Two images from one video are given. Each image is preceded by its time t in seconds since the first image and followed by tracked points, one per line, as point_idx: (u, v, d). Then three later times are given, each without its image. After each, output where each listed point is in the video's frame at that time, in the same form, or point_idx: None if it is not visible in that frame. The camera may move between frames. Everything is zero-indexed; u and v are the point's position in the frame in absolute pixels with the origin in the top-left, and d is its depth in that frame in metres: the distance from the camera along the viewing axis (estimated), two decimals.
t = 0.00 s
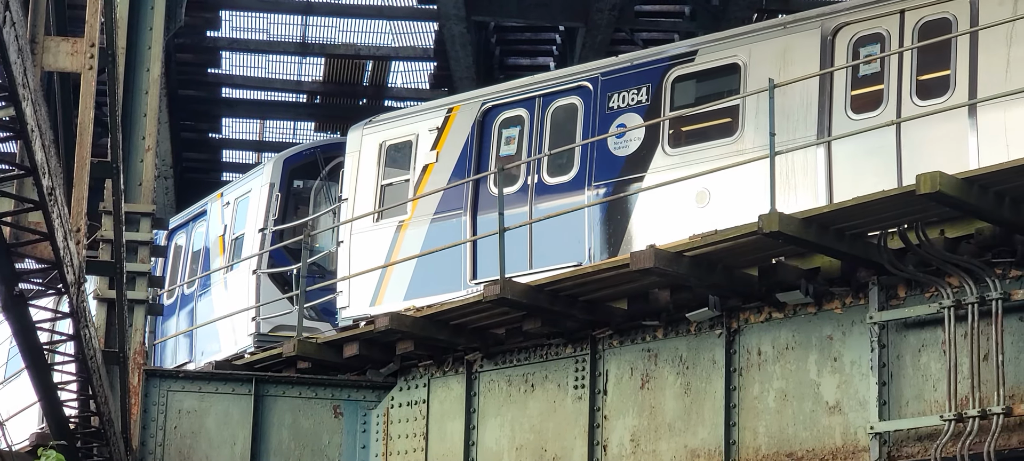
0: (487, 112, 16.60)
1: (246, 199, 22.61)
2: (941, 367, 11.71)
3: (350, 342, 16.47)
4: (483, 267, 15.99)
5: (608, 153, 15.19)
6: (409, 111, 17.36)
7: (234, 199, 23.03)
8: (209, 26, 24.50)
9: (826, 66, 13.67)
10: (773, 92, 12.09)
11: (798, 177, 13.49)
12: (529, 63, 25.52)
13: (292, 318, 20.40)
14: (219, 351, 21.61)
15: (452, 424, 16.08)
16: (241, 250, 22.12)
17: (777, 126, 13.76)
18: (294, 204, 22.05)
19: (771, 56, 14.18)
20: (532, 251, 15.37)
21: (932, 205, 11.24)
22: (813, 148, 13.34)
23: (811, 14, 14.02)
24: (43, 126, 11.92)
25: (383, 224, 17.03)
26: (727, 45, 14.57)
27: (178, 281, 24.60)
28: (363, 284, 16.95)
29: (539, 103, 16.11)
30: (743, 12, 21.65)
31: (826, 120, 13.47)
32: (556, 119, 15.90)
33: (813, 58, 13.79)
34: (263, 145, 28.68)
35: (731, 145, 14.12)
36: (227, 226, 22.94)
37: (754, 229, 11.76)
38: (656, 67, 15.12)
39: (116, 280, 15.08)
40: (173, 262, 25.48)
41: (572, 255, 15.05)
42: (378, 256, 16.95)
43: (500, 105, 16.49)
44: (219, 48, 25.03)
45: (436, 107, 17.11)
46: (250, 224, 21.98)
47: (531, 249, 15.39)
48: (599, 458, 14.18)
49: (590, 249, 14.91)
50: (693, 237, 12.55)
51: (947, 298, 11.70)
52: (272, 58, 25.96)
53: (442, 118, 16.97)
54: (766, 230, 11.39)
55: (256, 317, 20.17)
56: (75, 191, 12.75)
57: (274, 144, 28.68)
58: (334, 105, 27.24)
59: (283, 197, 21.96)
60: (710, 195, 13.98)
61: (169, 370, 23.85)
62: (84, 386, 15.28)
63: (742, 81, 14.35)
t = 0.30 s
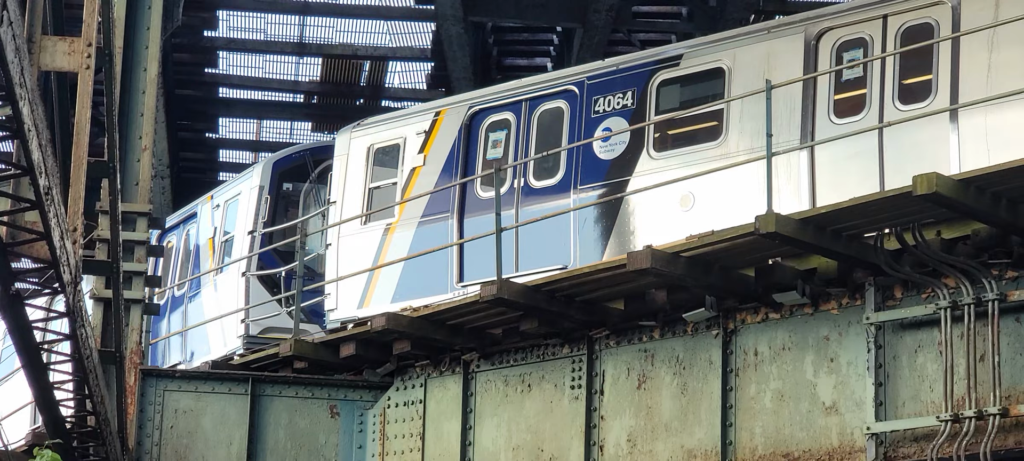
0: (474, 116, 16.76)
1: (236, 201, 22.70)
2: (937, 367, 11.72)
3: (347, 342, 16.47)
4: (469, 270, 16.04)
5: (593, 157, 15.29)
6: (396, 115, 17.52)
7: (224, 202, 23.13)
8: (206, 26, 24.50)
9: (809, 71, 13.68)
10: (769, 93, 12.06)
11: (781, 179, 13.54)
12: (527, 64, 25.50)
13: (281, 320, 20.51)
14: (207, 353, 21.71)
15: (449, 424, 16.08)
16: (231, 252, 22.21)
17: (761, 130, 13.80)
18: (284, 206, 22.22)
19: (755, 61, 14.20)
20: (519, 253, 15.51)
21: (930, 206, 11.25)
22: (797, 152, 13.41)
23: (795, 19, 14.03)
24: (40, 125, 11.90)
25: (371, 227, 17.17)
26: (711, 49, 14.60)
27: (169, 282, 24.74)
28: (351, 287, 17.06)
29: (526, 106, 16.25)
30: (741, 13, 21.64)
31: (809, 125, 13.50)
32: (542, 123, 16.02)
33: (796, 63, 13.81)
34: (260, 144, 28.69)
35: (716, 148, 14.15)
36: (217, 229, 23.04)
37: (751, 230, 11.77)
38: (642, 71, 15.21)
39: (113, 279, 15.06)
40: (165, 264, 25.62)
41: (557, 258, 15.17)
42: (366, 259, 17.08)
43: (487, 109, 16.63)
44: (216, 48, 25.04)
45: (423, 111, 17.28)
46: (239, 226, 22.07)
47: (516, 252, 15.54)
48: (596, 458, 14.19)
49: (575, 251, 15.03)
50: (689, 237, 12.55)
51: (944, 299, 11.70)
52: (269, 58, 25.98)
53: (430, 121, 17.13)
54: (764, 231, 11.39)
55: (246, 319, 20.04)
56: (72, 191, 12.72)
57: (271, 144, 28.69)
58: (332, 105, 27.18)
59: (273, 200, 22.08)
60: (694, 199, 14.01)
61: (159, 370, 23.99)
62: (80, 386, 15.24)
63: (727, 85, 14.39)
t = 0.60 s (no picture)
0: (462, 119, 16.80)
1: (226, 204, 22.76)
2: (934, 368, 11.73)
3: (344, 342, 16.46)
4: (456, 273, 16.07)
5: (579, 161, 15.37)
6: (384, 118, 17.51)
7: (215, 204, 23.20)
8: (204, 26, 24.51)
9: (793, 75, 13.85)
10: (768, 93, 12.05)
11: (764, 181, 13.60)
12: (525, 64, 25.51)
13: (271, 323, 20.56)
14: (198, 355, 21.84)
15: (446, 425, 16.08)
16: (222, 256, 22.32)
17: (746, 134, 13.96)
18: (274, 209, 22.23)
19: (739, 66, 14.32)
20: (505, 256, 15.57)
21: (927, 206, 11.27)
22: (779, 157, 13.51)
23: (778, 24, 14.18)
24: (38, 125, 11.88)
25: (359, 230, 17.20)
26: (697, 53, 14.71)
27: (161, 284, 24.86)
28: (339, 290, 17.10)
29: (513, 110, 16.30)
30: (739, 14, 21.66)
31: (793, 129, 13.66)
32: (529, 127, 16.08)
33: (780, 67, 13.96)
34: (257, 144, 28.70)
35: (701, 152, 14.25)
36: (208, 231, 23.12)
37: (748, 230, 11.78)
38: (628, 75, 15.31)
39: (110, 279, 15.05)
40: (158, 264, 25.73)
41: (543, 261, 15.20)
42: (354, 262, 17.12)
43: (474, 113, 16.68)
44: (213, 48, 25.07)
45: (411, 115, 17.29)
46: (230, 227, 22.17)
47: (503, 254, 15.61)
48: (593, 458, 14.19)
49: (561, 254, 15.05)
50: (688, 238, 12.56)
51: (941, 299, 11.71)
52: (267, 58, 25.93)
53: (418, 125, 17.14)
54: (761, 231, 11.39)
55: (235, 322, 20.30)
56: (70, 191, 12.71)
57: (269, 144, 28.68)
58: (330, 105, 27.12)
59: (263, 202, 22.11)
60: (679, 202, 14.13)
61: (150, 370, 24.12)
62: (77, 386, 15.25)
63: (711, 90, 14.50)
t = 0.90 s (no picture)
0: (451, 122, 16.83)
1: (219, 206, 22.79)
2: (933, 368, 11.73)
3: (343, 342, 16.46)
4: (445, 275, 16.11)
5: (568, 163, 15.43)
6: (375, 121, 17.55)
7: (208, 206, 23.25)
8: (204, 25, 24.51)
9: (779, 79, 13.83)
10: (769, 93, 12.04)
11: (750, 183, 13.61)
12: (524, 64, 25.52)
13: (264, 325, 20.37)
14: (191, 357, 21.89)
15: (445, 424, 16.08)
16: (214, 258, 22.37)
17: (733, 137, 13.96)
18: (266, 210, 22.33)
19: (725, 70, 14.35)
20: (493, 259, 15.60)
21: (926, 207, 11.27)
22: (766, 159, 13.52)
23: (763, 27, 14.19)
24: (37, 124, 11.86)
25: (349, 232, 17.23)
26: (683, 57, 14.75)
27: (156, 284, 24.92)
28: (329, 292, 17.13)
29: (501, 113, 16.33)
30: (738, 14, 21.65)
31: (779, 133, 13.71)
32: (518, 130, 16.11)
33: (765, 71, 13.98)
34: (257, 144, 28.70)
35: (687, 155, 14.29)
36: (201, 233, 23.16)
37: (747, 230, 11.78)
38: (615, 78, 15.35)
39: (110, 278, 15.04)
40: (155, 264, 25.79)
41: (532, 263, 15.26)
42: (344, 264, 17.16)
43: (463, 116, 16.71)
44: (213, 47, 25.09)
45: (400, 118, 17.32)
46: (222, 229, 22.17)
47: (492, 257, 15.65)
48: (592, 458, 14.19)
49: (549, 256, 15.10)
50: (687, 238, 12.56)
51: (941, 300, 11.71)
52: (267, 58, 25.93)
53: (407, 128, 17.17)
54: (760, 232, 11.39)
55: (227, 324, 20.22)
56: (70, 190, 12.69)
57: (268, 143, 28.69)
58: (330, 105, 27.14)
59: (255, 205, 22.17)
60: (666, 205, 14.20)
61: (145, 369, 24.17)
62: (77, 385, 15.25)
63: (697, 93, 14.54)
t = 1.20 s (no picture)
0: (440, 126, 16.86)
1: (212, 209, 22.84)
2: (933, 369, 11.73)
3: (343, 342, 16.45)
4: (434, 278, 16.15)
5: (555, 167, 15.45)
6: (365, 125, 17.59)
7: (201, 208, 23.27)
8: (203, 26, 24.51)
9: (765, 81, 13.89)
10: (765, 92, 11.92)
11: (735, 187, 13.68)
12: (524, 64, 25.53)
13: (256, 327, 20.50)
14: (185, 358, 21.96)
15: (445, 424, 16.08)
16: (207, 260, 22.41)
17: (718, 141, 13.98)
18: (259, 213, 22.29)
19: (710, 74, 14.37)
20: (482, 262, 15.63)
21: (926, 207, 11.27)
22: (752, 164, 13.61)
23: (749, 32, 14.22)
24: (37, 124, 11.87)
25: (340, 235, 17.25)
26: (670, 61, 14.78)
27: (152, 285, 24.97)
28: (319, 294, 17.14)
29: (490, 116, 16.36)
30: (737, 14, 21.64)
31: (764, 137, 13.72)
32: (507, 133, 16.14)
33: (752, 76, 14.02)
34: (257, 144, 28.71)
35: (675, 158, 14.32)
36: (195, 235, 23.20)
37: (747, 231, 11.78)
38: (602, 82, 15.38)
39: (110, 277, 15.05)
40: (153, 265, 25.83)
41: (521, 267, 15.29)
42: (334, 267, 17.17)
43: (452, 119, 16.75)
44: (213, 47, 25.10)
45: (390, 121, 17.37)
46: (216, 232, 22.25)
47: (480, 259, 15.68)
48: (591, 458, 14.19)
49: (537, 258, 15.17)
50: (686, 238, 12.56)
51: (940, 300, 11.72)
52: (267, 58, 25.92)
53: (397, 131, 17.22)
54: (760, 232, 11.39)
55: (220, 326, 20.26)
56: (70, 190, 12.69)
57: (268, 143, 28.69)
58: (329, 105, 27.16)
59: (248, 207, 22.22)
60: (653, 208, 14.29)
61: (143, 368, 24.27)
62: (77, 385, 15.26)
63: (683, 96, 14.57)
